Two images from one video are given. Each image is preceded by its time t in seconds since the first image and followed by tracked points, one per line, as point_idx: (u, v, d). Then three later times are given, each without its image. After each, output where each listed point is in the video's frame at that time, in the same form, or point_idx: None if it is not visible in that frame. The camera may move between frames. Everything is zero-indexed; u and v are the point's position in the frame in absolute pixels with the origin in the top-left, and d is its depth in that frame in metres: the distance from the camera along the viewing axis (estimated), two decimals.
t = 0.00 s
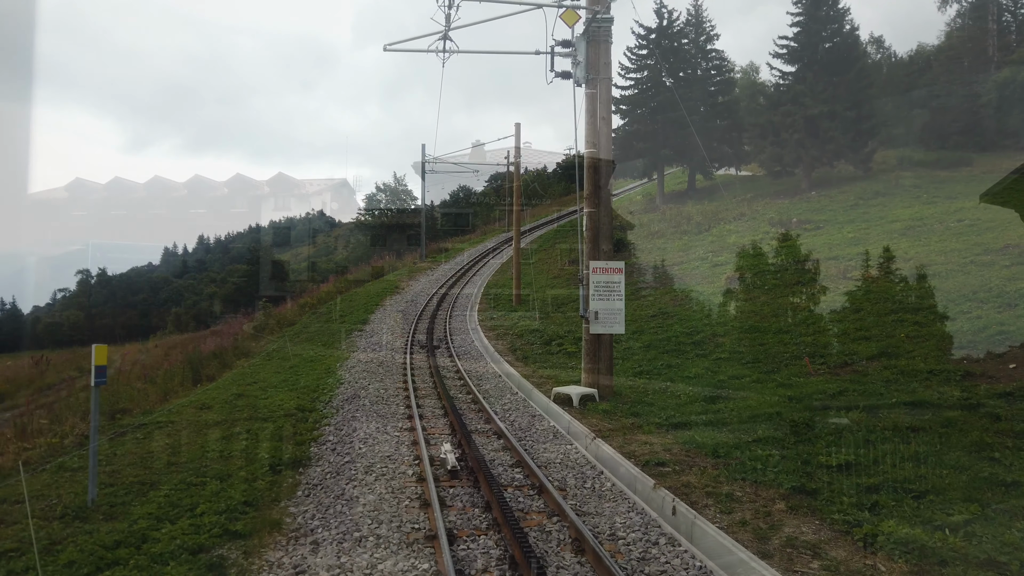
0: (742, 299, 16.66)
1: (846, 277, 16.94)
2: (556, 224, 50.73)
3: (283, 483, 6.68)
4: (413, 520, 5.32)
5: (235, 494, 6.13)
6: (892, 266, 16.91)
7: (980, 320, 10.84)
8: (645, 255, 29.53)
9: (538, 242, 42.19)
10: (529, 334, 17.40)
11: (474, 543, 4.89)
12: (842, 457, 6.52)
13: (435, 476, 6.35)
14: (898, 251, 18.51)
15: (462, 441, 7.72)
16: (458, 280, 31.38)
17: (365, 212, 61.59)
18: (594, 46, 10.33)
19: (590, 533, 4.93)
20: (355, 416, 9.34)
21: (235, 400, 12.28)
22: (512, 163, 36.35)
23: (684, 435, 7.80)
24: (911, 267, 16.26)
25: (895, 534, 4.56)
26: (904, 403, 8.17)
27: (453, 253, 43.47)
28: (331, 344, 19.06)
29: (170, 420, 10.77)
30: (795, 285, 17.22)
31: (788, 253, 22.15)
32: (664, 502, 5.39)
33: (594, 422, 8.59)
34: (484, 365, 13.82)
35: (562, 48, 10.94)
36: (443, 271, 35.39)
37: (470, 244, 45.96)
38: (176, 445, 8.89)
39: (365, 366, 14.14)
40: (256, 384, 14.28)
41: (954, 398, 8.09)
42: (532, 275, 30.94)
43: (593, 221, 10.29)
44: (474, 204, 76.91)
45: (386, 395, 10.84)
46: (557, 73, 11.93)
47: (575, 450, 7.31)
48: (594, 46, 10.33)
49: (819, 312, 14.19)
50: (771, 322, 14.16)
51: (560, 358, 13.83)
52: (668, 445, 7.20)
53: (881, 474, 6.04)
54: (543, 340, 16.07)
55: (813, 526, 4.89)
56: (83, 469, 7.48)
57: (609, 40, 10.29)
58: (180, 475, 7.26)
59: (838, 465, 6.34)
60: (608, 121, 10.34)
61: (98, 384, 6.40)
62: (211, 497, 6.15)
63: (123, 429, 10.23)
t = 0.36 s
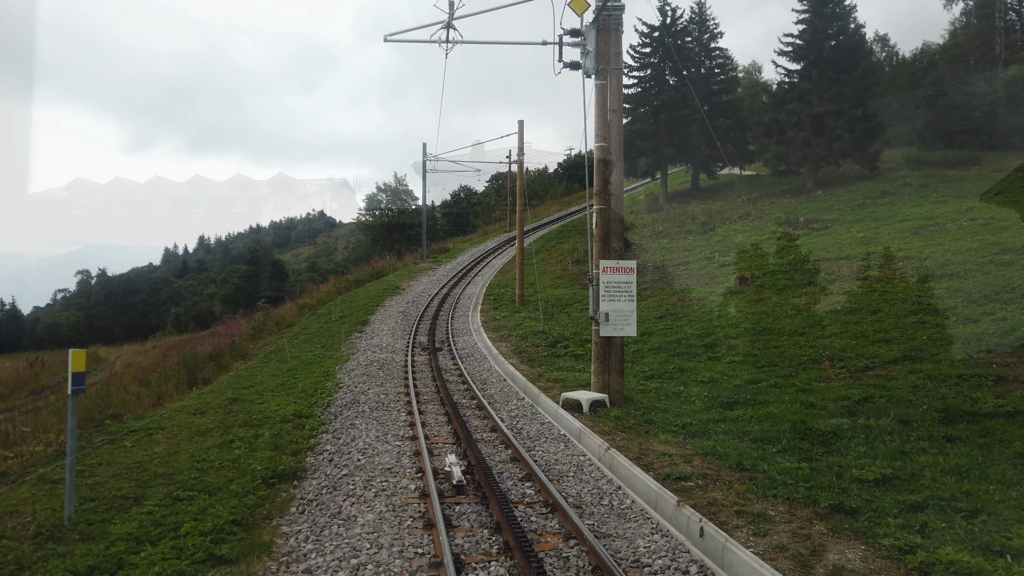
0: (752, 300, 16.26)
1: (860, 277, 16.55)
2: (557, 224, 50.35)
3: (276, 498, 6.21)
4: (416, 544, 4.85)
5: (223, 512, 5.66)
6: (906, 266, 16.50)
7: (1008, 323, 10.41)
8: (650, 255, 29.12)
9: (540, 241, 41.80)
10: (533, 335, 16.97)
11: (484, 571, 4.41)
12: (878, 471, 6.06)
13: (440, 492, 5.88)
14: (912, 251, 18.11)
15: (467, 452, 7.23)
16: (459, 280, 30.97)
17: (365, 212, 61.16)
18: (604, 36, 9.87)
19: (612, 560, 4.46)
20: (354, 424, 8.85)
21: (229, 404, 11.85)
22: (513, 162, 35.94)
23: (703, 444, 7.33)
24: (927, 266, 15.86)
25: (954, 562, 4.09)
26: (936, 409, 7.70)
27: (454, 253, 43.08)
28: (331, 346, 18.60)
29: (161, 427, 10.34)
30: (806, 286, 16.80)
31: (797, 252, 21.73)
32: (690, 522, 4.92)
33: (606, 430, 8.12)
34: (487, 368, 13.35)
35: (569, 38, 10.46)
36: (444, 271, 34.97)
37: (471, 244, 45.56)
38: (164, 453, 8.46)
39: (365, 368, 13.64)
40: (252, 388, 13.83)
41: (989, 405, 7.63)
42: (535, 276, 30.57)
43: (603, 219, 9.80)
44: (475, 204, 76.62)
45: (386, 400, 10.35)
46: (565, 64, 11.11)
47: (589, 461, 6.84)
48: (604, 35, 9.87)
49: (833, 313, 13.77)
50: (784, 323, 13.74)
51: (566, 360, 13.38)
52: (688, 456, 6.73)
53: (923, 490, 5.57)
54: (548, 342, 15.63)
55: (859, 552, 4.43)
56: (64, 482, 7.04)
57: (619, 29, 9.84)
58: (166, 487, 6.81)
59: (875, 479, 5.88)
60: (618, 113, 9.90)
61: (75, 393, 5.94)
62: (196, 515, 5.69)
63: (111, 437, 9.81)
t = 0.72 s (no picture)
0: (764, 300, 15.82)
1: (875, 277, 16.10)
2: (559, 224, 49.95)
3: (268, 516, 5.75)
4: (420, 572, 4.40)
5: (209, 533, 5.21)
6: (922, 267, 16.02)
7: None
8: (655, 255, 28.68)
9: (542, 242, 41.41)
10: (538, 337, 16.50)
11: None
12: (920, 486, 5.59)
13: (445, 510, 5.42)
14: (926, 251, 17.65)
15: (473, 464, 6.75)
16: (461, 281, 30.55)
17: (365, 212, 60.71)
18: (615, 24, 9.41)
19: None
20: (353, 432, 8.37)
21: (223, 409, 11.41)
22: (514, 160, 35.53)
23: (726, 456, 6.87)
24: (944, 266, 15.40)
25: None
26: (973, 417, 7.22)
27: (456, 253, 42.69)
28: (330, 348, 18.14)
29: (152, 434, 9.90)
30: (819, 286, 16.32)
31: (806, 252, 21.25)
32: (722, 546, 4.47)
33: (621, 439, 7.65)
34: (492, 371, 12.88)
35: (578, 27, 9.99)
36: (446, 271, 34.50)
37: (473, 244, 45.19)
38: (153, 463, 8.00)
39: (365, 371, 13.17)
40: (248, 392, 13.38)
41: None
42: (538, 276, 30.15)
43: (615, 215, 9.37)
44: (476, 204, 76.14)
45: (388, 406, 9.86)
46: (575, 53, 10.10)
47: (604, 474, 6.38)
48: (616, 23, 9.41)
49: (850, 314, 13.33)
50: (799, 325, 13.29)
51: (574, 364, 12.91)
52: (710, 468, 6.26)
53: (972, 509, 5.11)
54: (553, 344, 15.15)
55: None
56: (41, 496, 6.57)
57: (631, 17, 9.38)
58: (151, 503, 6.35)
59: (916, 496, 5.42)
60: (630, 105, 9.45)
61: (49, 403, 5.47)
62: (180, 537, 5.23)
63: (99, 444, 9.38)
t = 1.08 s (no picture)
0: (775, 301, 15.41)
1: (888, 277, 15.69)
2: (561, 223, 49.48)
3: (258, 535, 5.32)
4: None
5: (193, 557, 4.78)
6: (938, 266, 15.58)
7: None
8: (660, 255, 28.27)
9: (544, 241, 40.99)
10: (542, 339, 16.06)
11: None
12: (966, 503, 5.16)
13: (451, 530, 4.99)
14: (940, 250, 17.22)
15: (480, 477, 6.31)
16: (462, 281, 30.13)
17: (365, 212, 60.26)
18: (626, 12, 8.96)
19: None
20: (351, 440, 7.92)
21: (218, 414, 10.98)
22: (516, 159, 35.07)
23: (750, 466, 6.44)
24: (959, 266, 15.00)
25: None
26: (1010, 425, 6.79)
27: (457, 253, 42.28)
28: (330, 350, 17.71)
29: (142, 441, 9.47)
30: (831, 287, 15.89)
31: (815, 252, 20.80)
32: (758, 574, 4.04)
33: (636, 449, 7.22)
34: (496, 375, 12.44)
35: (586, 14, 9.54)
36: (447, 271, 34.05)
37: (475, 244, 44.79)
38: (140, 474, 7.58)
39: (365, 374, 12.72)
40: (244, 396, 12.94)
41: None
42: (541, 276, 29.77)
43: (627, 212, 8.95)
44: (477, 204, 75.73)
45: (389, 412, 9.42)
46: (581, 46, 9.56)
47: (621, 489, 5.95)
48: (627, 11, 8.96)
49: (865, 316, 12.92)
50: (813, 327, 12.88)
51: (581, 367, 12.47)
52: (736, 482, 5.82)
53: None
54: (558, 346, 14.71)
55: None
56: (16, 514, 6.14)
57: (643, 3, 8.93)
58: (135, 519, 5.93)
59: (963, 515, 4.98)
60: (642, 96, 9.03)
61: (19, 413, 5.04)
62: (162, 560, 4.81)
63: (86, 453, 8.95)
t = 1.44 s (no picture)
0: (788, 302, 14.96)
1: (904, 277, 15.25)
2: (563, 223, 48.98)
3: (246, 559, 4.87)
4: None
5: None
6: (955, 266, 15.12)
7: None
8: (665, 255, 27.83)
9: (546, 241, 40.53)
10: (547, 341, 15.59)
11: None
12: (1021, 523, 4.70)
13: (457, 556, 4.53)
14: (955, 250, 16.77)
15: (487, 493, 5.85)
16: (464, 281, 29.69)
17: (365, 212, 59.73)
18: None
19: None
20: (349, 451, 7.45)
21: (210, 420, 10.52)
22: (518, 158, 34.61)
23: (779, 480, 5.98)
24: (977, 266, 14.56)
25: None
26: None
27: (458, 253, 41.84)
28: (328, 353, 17.24)
29: (128, 449, 9.00)
30: (845, 287, 15.43)
31: (825, 251, 20.36)
32: None
33: (653, 460, 6.76)
34: (500, 379, 11.97)
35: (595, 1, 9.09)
36: (449, 272, 33.59)
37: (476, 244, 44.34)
38: (124, 486, 7.13)
39: (364, 378, 12.27)
40: (238, 401, 12.48)
41: None
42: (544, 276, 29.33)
43: (640, 208, 8.49)
44: (477, 204, 75.34)
45: (389, 418, 8.97)
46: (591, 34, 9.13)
47: (640, 506, 5.50)
48: None
49: (883, 317, 12.46)
50: (830, 328, 12.43)
51: (589, 370, 12.01)
52: (766, 500, 5.36)
53: None
54: (564, 348, 14.23)
55: None
56: None
57: None
58: (113, 539, 5.48)
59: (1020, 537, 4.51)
60: (656, 86, 8.57)
61: None
62: None
63: (70, 462, 8.50)
